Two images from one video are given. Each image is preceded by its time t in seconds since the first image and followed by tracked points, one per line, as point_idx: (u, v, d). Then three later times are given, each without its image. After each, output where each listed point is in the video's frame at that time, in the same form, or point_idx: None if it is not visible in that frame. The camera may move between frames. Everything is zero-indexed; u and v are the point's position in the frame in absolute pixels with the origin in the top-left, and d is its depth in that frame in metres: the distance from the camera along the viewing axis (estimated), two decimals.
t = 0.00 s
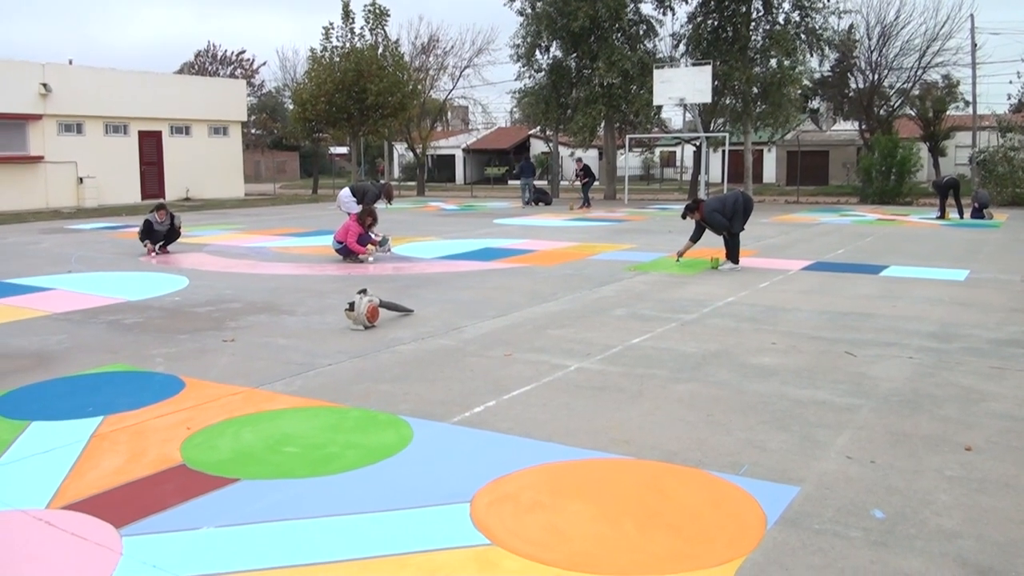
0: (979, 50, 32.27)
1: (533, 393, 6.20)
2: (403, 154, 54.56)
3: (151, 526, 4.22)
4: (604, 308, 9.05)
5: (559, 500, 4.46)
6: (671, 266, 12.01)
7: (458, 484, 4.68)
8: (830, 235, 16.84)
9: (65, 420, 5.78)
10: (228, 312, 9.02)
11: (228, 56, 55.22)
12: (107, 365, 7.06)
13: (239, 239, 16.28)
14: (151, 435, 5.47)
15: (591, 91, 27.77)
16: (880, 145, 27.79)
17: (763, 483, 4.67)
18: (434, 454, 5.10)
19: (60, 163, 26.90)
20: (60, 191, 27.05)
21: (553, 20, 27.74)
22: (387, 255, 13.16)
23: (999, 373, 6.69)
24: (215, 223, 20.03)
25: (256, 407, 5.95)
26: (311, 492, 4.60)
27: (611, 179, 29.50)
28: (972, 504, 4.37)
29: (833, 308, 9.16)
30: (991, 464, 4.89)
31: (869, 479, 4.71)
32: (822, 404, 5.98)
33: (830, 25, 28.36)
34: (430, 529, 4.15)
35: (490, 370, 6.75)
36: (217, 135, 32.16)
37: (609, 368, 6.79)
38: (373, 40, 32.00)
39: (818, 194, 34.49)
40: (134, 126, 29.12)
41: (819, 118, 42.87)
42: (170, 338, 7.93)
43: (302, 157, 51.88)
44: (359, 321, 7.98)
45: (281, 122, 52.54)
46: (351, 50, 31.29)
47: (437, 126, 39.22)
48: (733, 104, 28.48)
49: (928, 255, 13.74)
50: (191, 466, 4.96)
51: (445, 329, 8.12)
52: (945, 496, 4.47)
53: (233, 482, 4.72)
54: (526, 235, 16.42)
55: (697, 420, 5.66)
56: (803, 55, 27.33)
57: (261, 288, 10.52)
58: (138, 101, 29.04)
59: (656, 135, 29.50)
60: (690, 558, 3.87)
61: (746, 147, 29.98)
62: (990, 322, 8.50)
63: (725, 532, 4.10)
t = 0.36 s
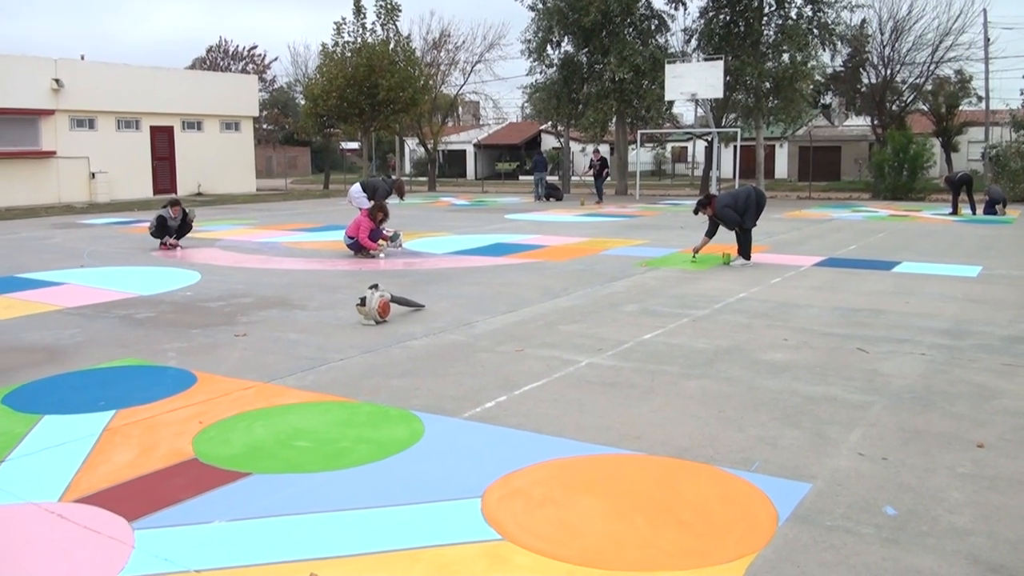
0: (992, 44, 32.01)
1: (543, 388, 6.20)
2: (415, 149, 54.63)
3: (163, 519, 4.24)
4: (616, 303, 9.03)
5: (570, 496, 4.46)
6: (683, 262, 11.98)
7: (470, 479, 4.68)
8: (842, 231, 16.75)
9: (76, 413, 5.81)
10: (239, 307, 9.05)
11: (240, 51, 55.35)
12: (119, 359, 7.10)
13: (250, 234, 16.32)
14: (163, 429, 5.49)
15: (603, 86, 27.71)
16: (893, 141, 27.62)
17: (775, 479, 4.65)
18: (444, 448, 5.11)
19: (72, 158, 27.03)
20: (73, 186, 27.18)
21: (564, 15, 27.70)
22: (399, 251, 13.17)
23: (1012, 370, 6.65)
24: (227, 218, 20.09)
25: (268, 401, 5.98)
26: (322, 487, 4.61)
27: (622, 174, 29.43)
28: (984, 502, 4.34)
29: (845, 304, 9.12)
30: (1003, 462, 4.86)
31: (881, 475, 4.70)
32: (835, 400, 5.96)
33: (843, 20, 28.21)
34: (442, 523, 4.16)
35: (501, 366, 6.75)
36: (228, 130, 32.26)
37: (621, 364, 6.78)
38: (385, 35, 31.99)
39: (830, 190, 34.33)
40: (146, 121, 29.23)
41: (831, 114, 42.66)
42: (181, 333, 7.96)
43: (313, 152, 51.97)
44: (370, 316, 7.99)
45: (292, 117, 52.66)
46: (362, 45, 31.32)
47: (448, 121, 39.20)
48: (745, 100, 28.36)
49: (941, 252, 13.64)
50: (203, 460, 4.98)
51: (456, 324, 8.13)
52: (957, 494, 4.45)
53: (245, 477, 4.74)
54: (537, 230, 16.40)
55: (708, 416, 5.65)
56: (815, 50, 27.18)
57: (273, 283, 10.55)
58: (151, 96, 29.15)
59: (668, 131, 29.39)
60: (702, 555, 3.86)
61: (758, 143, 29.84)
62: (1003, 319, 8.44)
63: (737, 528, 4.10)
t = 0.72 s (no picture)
0: (1006, 39, 31.76)
1: (554, 384, 6.20)
2: (425, 145, 54.68)
3: (176, 514, 4.26)
4: (627, 300, 9.02)
5: (581, 492, 4.45)
6: (694, 258, 11.95)
7: (480, 475, 4.68)
8: (854, 227, 16.67)
9: (88, 408, 5.84)
10: (251, 303, 9.07)
11: (251, 47, 55.48)
12: (131, 354, 7.12)
13: (262, 229, 16.37)
14: (175, 424, 5.51)
15: (613, 82, 27.63)
16: (905, 136, 27.47)
17: (786, 476, 4.64)
18: (455, 445, 5.11)
19: (83, 154, 27.13)
20: (84, 182, 27.30)
21: (575, 10, 27.65)
22: (409, 246, 13.18)
23: None
24: (238, 214, 20.16)
25: (279, 397, 5.99)
26: (333, 482, 4.62)
27: (633, 170, 29.34)
28: (997, 500, 4.32)
29: (857, 301, 9.08)
30: (1017, 460, 4.83)
31: (893, 473, 4.67)
32: (846, 398, 5.94)
33: (855, 15, 28.06)
34: (452, 520, 4.16)
35: (512, 361, 6.75)
36: (239, 126, 32.35)
37: (632, 360, 6.77)
38: (396, 31, 32.00)
39: (841, 185, 34.20)
40: (157, 117, 29.34)
41: (843, 109, 42.45)
42: (193, 328, 7.99)
43: (324, 147, 52.09)
44: (381, 312, 7.99)
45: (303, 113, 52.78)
46: (373, 41, 31.32)
47: (459, 116, 39.18)
48: (757, 95, 28.25)
49: (953, 248, 13.57)
50: (214, 455, 5.00)
51: (467, 320, 8.13)
52: (969, 492, 4.42)
53: (256, 472, 4.75)
54: (548, 226, 16.39)
55: (719, 413, 5.63)
56: (827, 45, 27.04)
57: (284, 278, 10.58)
58: (162, 92, 29.25)
59: (679, 126, 29.30)
60: (714, 552, 3.85)
61: (769, 139, 29.70)
62: (1016, 316, 8.38)
63: (748, 525, 4.09)
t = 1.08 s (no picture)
0: (1020, 35, 31.51)
1: (566, 381, 6.20)
2: (437, 141, 54.73)
3: (188, 509, 4.28)
4: (639, 296, 9.00)
5: (593, 489, 4.45)
6: (707, 255, 11.91)
7: (493, 472, 4.69)
8: (867, 224, 16.59)
9: (100, 404, 5.87)
10: (263, 299, 9.10)
11: (263, 44, 55.61)
12: (144, 350, 7.16)
13: (274, 225, 16.41)
14: (187, 419, 5.54)
15: (625, 78, 27.53)
16: (918, 133, 27.30)
17: (799, 474, 4.62)
18: (468, 441, 5.11)
19: (96, 150, 27.26)
20: (97, 178, 27.44)
21: (587, 6, 27.60)
22: (421, 243, 13.19)
23: None
24: (251, 210, 20.22)
25: (292, 392, 6.01)
26: (345, 478, 4.63)
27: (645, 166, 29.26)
28: (1011, 499, 4.29)
29: (870, 298, 9.04)
30: None
31: (906, 471, 4.65)
32: (859, 395, 5.91)
33: (868, 10, 27.90)
34: (464, 516, 4.17)
35: (524, 358, 6.75)
36: (251, 123, 32.43)
37: (644, 357, 6.76)
38: (407, 28, 32.00)
39: (854, 182, 34.04)
40: (170, 113, 29.44)
41: (855, 105, 42.23)
42: (206, 324, 8.02)
43: (335, 144, 52.19)
44: (393, 308, 8.00)
45: (315, 110, 52.90)
46: (385, 38, 31.34)
47: (471, 113, 39.16)
48: (769, 91, 28.13)
49: (967, 245, 13.48)
50: (227, 451, 5.02)
51: (478, 316, 8.13)
52: (983, 490, 4.40)
53: (269, 467, 4.77)
54: (560, 222, 16.36)
55: (731, 410, 5.62)
56: (840, 41, 26.89)
57: (296, 275, 10.60)
58: (175, 89, 29.35)
59: (691, 123, 29.19)
60: (726, 549, 3.84)
61: (782, 135, 29.55)
62: None
63: (760, 522, 4.07)
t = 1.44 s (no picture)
0: None
1: (578, 378, 6.20)
2: (449, 138, 54.77)
3: (200, 504, 4.30)
4: (651, 293, 8.98)
5: (605, 487, 4.44)
6: (720, 252, 11.88)
7: (505, 468, 4.69)
8: (881, 222, 16.50)
9: (114, 398, 5.90)
10: (276, 295, 9.13)
11: (276, 41, 55.74)
12: (157, 345, 7.19)
13: (287, 222, 16.47)
14: (200, 415, 5.56)
15: (638, 75, 27.46)
16: (932, 130, 27.15)
17: (811, 472, 4.61)
18: (480, 438, 5.11)
19: (110, 147, 27.39)
20: (111, 175, 27.58)
21: (599, 3, 27.55)
22: (433, 239, 13.21)
23: None
24: (264, 206, 20.29)
25: (304, 388, 6.02)
26: (358, 474, 4.64)
27: (658, 163, 29.16)
28: None
29: (884, 296, 9.00)
30: None
31: (918, 470, 4.63)
32: (872, 393, 5.89)
33: (882, 6, 27.73)
34: (476, 513, 4.17)
35: (536, 355, 6.75)
36: (265, 120, 32.51)
37: (656, 354, 6.75)
38: (420, 24, 32.00)
39: (868, 179, 33.87)
40: (183, 110, 29.55)
41: (869, 103, 42.01)
42: (218, 320, 8.05)
43: (348, 140, 52.30)
44: (406, 305, 8.02)
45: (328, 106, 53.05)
46: (397, 35, 31.35)
47: (483, 109, 39.15)
48: (783, 88, 28.01)
49: (981, 243, 13.39)
50: (240, 446, 5.03)
51: (490, 313, 8.14)
52: (996, 490, 4.37)
53: (282, 463, 4.79)
54: (572, 219, 16.36)
55: (744, 408, 5.61)
56: (853, 37, 26.77)
57: (309, 271, 10.62)
58: (188, 86, 29.45)
59: (705, 119, 29.10)
60: (740, 548, 3.83)
61: (795, 132, 29.41)
62: None
63: (774, 520, 4.06)
